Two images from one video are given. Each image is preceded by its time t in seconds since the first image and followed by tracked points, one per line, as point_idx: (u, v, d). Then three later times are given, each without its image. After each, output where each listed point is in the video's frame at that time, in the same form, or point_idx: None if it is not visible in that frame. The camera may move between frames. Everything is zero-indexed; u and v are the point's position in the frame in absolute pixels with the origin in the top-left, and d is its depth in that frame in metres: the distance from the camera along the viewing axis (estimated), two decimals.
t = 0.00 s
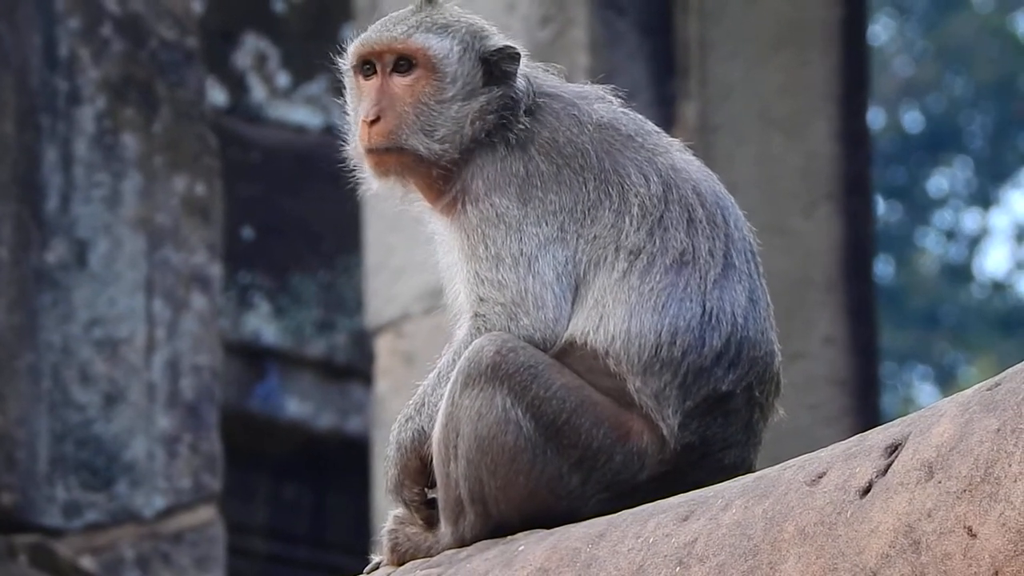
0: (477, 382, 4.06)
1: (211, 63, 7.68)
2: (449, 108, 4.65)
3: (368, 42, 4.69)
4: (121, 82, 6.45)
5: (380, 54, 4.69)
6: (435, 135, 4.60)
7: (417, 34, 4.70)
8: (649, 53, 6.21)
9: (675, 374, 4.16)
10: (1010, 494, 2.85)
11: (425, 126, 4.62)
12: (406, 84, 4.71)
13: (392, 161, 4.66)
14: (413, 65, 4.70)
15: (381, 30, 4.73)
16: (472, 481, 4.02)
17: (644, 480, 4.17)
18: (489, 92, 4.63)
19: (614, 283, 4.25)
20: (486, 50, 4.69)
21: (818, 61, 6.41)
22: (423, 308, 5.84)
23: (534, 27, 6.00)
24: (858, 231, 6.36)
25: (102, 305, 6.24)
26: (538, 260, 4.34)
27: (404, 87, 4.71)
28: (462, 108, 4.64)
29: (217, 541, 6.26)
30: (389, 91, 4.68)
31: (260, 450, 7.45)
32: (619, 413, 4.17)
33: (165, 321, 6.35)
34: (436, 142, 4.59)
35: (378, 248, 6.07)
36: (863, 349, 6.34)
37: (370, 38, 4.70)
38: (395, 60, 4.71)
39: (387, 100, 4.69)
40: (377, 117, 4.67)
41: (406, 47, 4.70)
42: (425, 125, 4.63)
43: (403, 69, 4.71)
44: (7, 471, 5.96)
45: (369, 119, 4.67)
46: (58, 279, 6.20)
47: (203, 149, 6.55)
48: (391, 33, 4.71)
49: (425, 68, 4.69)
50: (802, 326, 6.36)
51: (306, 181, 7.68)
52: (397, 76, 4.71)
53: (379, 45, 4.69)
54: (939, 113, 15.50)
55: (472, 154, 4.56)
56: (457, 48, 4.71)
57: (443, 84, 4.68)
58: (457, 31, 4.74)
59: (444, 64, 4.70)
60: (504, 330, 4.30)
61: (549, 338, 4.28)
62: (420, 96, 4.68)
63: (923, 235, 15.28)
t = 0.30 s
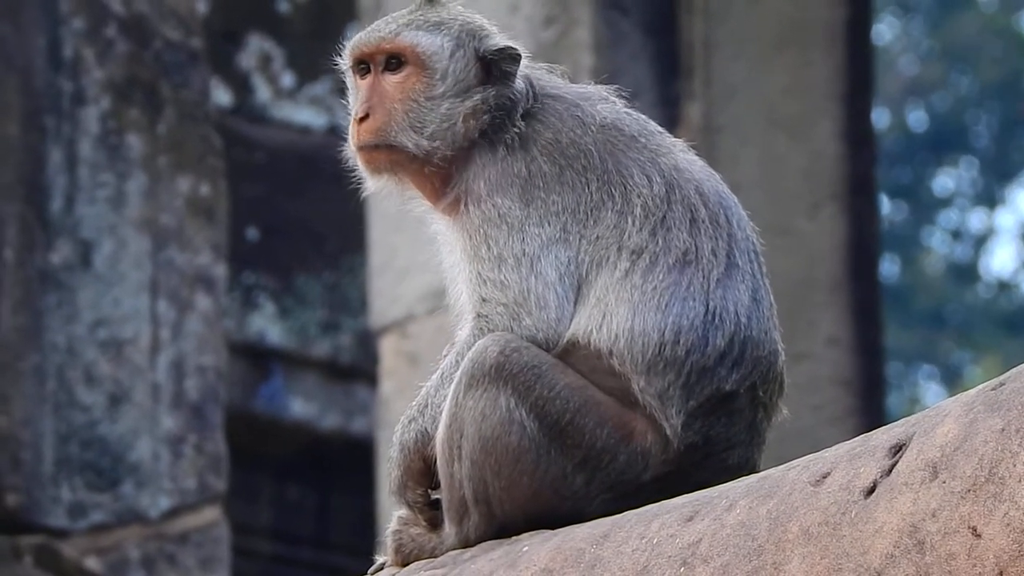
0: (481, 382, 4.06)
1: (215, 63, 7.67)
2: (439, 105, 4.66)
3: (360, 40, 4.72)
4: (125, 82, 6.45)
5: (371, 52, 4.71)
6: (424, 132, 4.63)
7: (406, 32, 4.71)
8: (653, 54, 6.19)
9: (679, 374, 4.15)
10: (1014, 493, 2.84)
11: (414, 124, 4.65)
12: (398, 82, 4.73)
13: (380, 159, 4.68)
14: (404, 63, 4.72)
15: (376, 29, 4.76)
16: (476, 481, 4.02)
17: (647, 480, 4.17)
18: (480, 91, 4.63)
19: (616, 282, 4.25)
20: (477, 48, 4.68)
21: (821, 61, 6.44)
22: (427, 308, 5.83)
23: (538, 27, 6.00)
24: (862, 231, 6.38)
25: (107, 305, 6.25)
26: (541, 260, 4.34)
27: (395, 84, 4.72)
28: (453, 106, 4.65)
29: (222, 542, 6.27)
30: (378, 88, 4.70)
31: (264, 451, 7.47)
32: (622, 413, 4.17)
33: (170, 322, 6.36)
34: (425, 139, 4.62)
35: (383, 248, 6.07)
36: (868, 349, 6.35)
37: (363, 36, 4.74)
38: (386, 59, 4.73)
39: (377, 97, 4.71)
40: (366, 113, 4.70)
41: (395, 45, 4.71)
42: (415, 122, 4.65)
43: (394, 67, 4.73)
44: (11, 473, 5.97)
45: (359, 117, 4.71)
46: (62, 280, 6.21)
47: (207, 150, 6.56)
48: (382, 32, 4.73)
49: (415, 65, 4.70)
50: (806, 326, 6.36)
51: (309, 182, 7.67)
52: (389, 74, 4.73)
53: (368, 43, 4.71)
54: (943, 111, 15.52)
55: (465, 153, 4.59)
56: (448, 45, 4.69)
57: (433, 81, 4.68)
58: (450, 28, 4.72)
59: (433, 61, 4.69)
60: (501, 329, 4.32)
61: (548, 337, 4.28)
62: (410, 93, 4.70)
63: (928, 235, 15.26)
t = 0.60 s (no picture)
0: (487, 383, 4.05)
1: (224, 65, 7.65)
2: (485, 93, 4.55)
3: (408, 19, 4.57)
4: (132, 83, 6.47)
5: (419, 34, 4.55)
6: (471, 119, 4.51)
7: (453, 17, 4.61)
8: (661, 54, 6.21)
9: (684, 373, 4.15)
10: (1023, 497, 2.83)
11: (459, 106, 4.53)
12: (442, 66, 4.59)
13: (425, 139, 4.56)
14: (451, 48, 4.58)
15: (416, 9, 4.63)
16: (484, 482, 4.01)
17: (654, 481, 4.15)
18: (522, 83, 4.57)
19: (621, 282, 4.25)
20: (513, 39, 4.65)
21: (830, 63, 6.42)
22: (435, 310, 5.83)
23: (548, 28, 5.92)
24: (871, 233, 6.40)
25: (115, 307, 6.25)
26: (548, 261, 4.32)
27: (440, 69, 4.59)
28: (497, 95, 4.54)
29: (230, 544, 6.28)
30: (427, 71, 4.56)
31: (271, 453, 7.42)
32: (629, 413, 4.15)
33: (178, 323, 6.37)
34: (472, 125, 4.50)
35: (391, 248, 6.06)
36: (876, 351, 6.37)
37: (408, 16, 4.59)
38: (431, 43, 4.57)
39: (423, 79, 4.57)
40: (414, 93, 4.55)
41: (445, 29, 4.58)
42: (460, 107, 4.52)
43: (442, 49, 4.58)
44: (20, 474, 5.91)
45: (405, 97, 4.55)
46: (70, 281, 6.19)
47: (215, 150, 6.59)
48: (430, 15, 4.59)
49: (463, 53, 4.58)
50: (815, 328, 6.35)
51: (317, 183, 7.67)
52: (433, 58, 4.58)
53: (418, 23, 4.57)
54: (954, 114, 15.45)
55: (507, 142, 4.51)
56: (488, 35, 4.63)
57: (479, 71, 4.59)
58: (494, 21, 4.67)
59: (480, 50, 4.60)
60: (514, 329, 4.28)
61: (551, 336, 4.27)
62: (456, 79, 4.57)
63: (937, 238, 15.19)
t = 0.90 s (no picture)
0: (505, 395, 4.04)
1: (242, 80, 7.63)
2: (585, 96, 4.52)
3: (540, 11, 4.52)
4: (149, 97, 6.48)
5: (545, 25, 4.52)
6: (574, 119, 4.47)
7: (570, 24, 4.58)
8: (677, 68, 6.29)
9: (704, 382, 4.14)
10: None
11: (566, 105, 4.48)
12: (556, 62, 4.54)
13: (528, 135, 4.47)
14: (564, 46, 4.56)
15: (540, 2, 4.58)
16: (502, 494, 4.01)
17: (673, 493, 4.14)
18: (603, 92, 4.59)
19: (648, 291, 4.24)
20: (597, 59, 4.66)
21: (846, 76, 6.54)
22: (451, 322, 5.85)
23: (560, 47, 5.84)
24: (886, 247, 6.52)
25: (132, 320, 6.26)
26: (580, 271, 4.32)
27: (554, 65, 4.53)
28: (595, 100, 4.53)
29: (247, 557, 6.26)
30: (548, 63, 4.50)
31: (288, 466, 7.45)
32: (647, 425, 4.16)
33: (195, 336, 6.38)
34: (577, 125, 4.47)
35: (408, 260, 6.05)
36: (891, 364, 6.49)
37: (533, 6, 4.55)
38: (550, 36, 4.54)
39: (544, 70, 4.50)
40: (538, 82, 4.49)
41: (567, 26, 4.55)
42: (566, 105, 4.47)
43: (555, 45, 4.54)
44: (36, 488, 5.97)
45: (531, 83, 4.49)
46: (87, 294, 6.21)
47: (232, 164, 6.59)
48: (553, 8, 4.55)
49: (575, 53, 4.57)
50: (831, 341, 6.49)
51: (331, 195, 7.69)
52: (548, 51, 4.54)
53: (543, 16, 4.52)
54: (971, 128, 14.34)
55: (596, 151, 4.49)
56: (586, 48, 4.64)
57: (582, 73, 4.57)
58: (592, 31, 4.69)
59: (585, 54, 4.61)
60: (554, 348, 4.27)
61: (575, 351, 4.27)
62: (567, 76, 4.53)
63: (953, 251, 14.24)
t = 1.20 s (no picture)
0: (523, 406, 4.00)
1: (260, 92, 7.62)
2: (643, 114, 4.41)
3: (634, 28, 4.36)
4: (167, 109, 6.49)
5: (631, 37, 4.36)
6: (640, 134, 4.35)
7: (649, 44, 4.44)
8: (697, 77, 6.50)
9: (732, 395, 4.14)
10: None
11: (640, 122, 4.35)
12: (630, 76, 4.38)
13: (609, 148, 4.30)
14: (637, 62, 4.40)
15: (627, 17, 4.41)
16: (519, 505, 3.99)
17: (692, 503, 4.14)
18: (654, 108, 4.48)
19: (681, 305, 4.22)
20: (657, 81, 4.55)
21: (865, 87, 6.70)
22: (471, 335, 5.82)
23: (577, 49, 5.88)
24: (904, 258, 6.66)
25: (150, 332, 6.27)
26: (621, 286, 4.25)
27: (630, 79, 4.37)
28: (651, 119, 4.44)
29: (264, 569, 6.24)
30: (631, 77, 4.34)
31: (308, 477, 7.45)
32: (667, 436, 4.14)
33: (212, 348, 6.38)
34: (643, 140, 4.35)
35: (427, 272, 6.02)
36: (908, 375, 6.62)
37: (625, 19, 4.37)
38: (628, 48, 4.38)
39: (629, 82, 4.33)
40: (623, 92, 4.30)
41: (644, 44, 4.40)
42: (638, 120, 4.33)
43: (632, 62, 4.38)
44: (54, 500, 5.97)
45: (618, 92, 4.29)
46: (104, 307, 6.23)
47: (249, 176, 6.60)
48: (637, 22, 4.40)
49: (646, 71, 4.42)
50: (849, 352, 6.64)
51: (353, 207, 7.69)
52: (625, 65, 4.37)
53: (637, 33, 4.37)
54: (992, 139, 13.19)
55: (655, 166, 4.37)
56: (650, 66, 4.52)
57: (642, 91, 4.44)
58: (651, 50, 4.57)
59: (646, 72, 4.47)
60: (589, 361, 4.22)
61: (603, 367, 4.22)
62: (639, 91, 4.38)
63: (971, 262, 13.04)
